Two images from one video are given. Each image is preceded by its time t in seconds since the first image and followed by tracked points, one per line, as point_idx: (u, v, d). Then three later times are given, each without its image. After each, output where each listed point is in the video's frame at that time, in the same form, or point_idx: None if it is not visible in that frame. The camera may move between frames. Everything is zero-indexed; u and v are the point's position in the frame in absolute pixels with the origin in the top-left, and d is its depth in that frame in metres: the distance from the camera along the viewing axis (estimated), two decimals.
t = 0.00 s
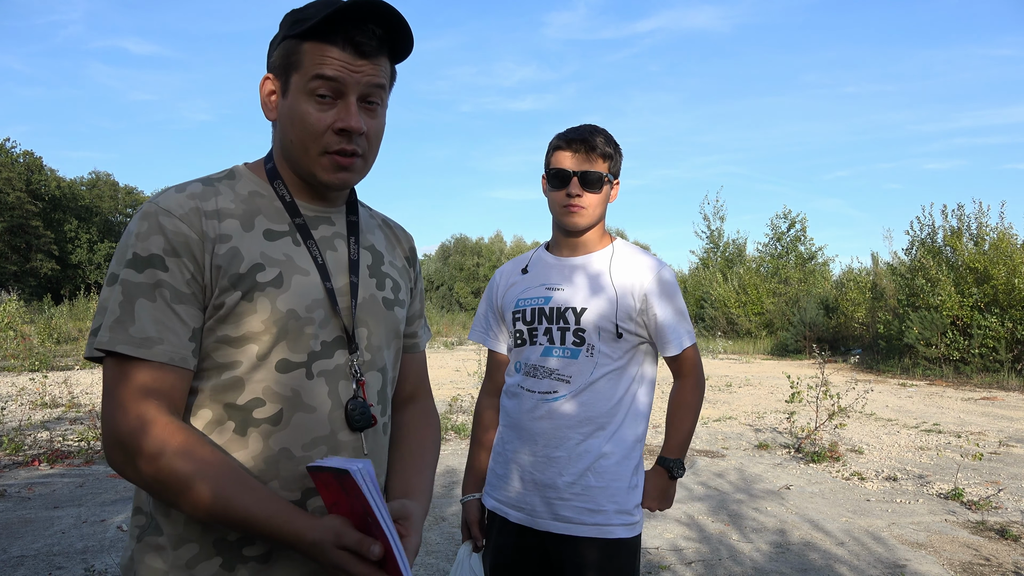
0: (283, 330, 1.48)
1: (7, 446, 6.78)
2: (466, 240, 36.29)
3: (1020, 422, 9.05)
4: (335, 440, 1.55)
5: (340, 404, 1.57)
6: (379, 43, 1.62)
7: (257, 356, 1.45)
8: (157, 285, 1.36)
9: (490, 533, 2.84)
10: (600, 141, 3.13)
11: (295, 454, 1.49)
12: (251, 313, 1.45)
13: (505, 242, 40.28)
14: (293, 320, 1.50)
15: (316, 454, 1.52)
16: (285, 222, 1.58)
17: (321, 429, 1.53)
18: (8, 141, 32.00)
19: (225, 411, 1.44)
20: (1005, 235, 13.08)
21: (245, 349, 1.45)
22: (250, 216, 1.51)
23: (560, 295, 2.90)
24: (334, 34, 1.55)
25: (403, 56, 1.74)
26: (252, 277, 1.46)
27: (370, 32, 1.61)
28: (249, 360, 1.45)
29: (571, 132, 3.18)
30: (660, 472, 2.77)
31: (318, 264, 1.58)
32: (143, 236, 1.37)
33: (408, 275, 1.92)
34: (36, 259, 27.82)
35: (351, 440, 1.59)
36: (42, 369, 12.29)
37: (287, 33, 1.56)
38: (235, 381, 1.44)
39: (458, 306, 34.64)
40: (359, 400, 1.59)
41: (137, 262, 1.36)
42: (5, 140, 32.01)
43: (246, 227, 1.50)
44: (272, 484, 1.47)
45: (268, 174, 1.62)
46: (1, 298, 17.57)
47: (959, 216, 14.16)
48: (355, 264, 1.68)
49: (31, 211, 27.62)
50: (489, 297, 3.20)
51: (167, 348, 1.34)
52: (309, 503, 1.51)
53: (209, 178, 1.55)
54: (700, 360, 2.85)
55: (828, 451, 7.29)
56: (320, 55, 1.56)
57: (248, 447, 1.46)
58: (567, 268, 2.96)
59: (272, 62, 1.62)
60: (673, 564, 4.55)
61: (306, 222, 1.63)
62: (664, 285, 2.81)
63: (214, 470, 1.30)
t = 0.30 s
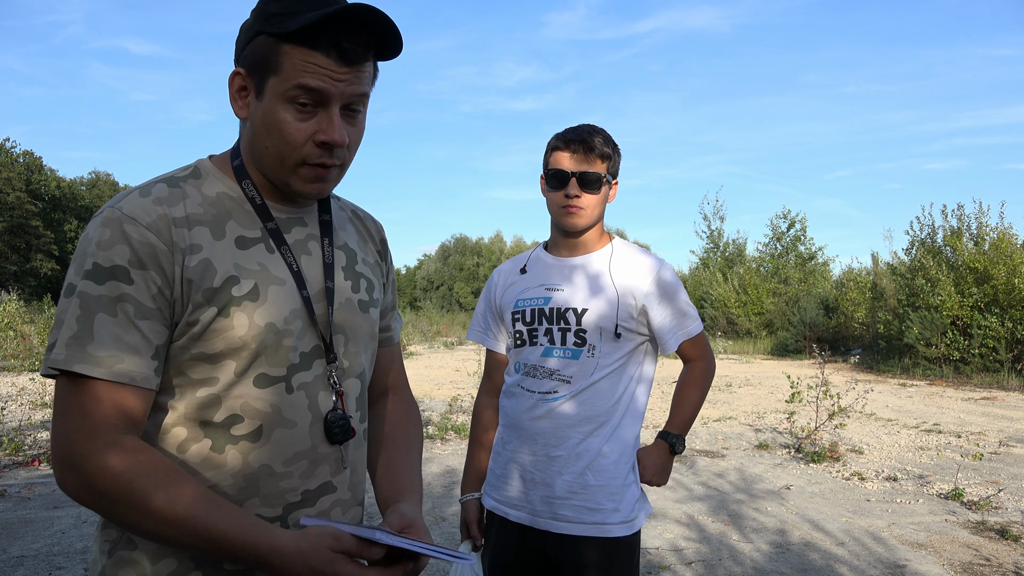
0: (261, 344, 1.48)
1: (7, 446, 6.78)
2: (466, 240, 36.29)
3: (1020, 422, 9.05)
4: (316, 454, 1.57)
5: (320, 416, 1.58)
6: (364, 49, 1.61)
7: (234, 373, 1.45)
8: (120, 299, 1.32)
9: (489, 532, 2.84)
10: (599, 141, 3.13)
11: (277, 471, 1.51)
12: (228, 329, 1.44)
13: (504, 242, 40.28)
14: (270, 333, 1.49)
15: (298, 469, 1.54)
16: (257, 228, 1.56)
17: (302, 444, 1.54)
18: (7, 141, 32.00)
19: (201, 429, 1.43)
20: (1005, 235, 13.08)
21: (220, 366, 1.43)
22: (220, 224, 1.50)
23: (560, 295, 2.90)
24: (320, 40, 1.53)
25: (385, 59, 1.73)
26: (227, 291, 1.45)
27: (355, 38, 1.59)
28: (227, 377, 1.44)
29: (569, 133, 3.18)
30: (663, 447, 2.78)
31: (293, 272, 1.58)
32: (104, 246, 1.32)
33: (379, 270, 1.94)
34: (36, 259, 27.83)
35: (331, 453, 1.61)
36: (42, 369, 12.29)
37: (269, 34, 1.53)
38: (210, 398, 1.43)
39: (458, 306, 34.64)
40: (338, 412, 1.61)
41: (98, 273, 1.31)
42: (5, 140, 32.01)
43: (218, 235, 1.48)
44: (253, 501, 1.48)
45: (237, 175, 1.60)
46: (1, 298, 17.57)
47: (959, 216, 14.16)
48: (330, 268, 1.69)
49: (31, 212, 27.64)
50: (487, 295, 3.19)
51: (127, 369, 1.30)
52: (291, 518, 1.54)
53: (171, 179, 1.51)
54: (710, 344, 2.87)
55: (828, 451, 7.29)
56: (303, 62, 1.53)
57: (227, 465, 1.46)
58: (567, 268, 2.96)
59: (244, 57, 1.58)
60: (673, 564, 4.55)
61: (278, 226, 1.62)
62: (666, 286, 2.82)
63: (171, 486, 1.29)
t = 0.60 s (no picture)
0: (244, 342, 1.48)
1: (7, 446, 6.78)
2: (466, 240, 36.29)
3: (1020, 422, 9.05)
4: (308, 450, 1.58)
5: (309, 411, 1.59)
6: (363, 58, 1.62)
7: (218, 373, 1.45)
8: (77, 299, 1.30)
9: (489, 532, 2.84)
10: (600, 142, 3.13)
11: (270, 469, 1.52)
12: (206, 328, 1.44)
13: (504, 242, 40.30)
14: (252, 330, 1.49)
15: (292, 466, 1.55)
16: (231, 224, 1.56)
17: (294, 440, 1.55)
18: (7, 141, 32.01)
19: (188, 432, 1.43)
20: (1005, 235, 13.09)
21: (200, 366, 1.43)
22: (191, 220, 1.49)
23: (559, 295, 2.90)
24: (324, 47, 1.53)
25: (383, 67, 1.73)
26: (203, 289, 1.45)
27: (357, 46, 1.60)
28: (211, 377, 1.44)
29: (570, 133, 3.19)
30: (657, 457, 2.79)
31: (270, 267, 1.58)
32: (65, 245, 1.31)
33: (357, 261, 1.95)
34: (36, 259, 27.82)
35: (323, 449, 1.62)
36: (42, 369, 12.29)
37: (271, 32, 1.51)
38: (192, 399, 1.43)
39: (458, 306, 34.64)
40: (327, 406, 1.61)
41: (57, 273, 1.29)
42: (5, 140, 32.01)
43: (189, 232, 1.48)
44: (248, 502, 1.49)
45: (209, 169, 1.59)
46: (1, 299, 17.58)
47: (959, 216, 14.17)
48: (308, 262, 1.70)
49: (31, 212, 27.65)
50: (486, 294, 3.19)
51: (83, 372, 1.29)
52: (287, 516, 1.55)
53: (138, 176, 1.50)
54: (706, 352, 2.88)
55: (828, 451, 7.29)
56: (302, 66, 1.52)
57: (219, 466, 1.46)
58: (566, 268, 2.96)
59: (237, 48, 1.54)
60: (673, 564, 4.55)
61: (253, 221, 1.63)
62: (666, 288, 2.83)
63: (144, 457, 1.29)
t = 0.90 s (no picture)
0: (239, 344, 1.47)
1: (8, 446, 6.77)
2: (466, 240, 36.29)
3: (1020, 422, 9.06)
4: (307, 450, 1.58)
5: (306, 411, 1.59)
6: (337, 32, 1.59)
7: (214, 376, 1.44)
8: (75, 307, 1.29)
9: (489, 533, 2.84)
10: (600, 142, 3.13)
11: (269, 470, 1.52)
12: (202, 332, 1.43)
13: (504, 242, 40.31)
14: (248, 332, 1.49)
15: (291, 466, 1.55)
16: (224, 225, 1.55)
17: (292, 441, 1.55)
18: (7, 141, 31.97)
19: (186, 437, 1.43)
20: (1005, 235, 13.09)
21: (198, 370, 1.43)
22: (185, 224, 1.48)
23: (560, 294, 2.89)
24: (291, 21, 1.51)
25: (355, 44, 1.72)
26: (199, 293, 1.43)
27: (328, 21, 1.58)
28: (209, 380, 1.44)
29: (570, 133, 3.19)
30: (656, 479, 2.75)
31: (264, 267, 1.57)
32: (61, 254, 1.28)
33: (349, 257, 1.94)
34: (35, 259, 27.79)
35: (321, 449, 1.62)
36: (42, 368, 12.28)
37: (238, 16, 1.51)
38: (190, 404, 1.42)
39: (458, 306, 34.64)
40: (324, 406, 1.61)
41: (52, 282, 1.27)
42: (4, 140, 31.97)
43: (183, 236, 1.46)
44: (248, 503, 1.49)
45: (199, 170, 1.58)
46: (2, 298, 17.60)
47: (959, 216, 14.17)
48: (301, 261, 1.69)
49: (31, 212, 27.64)
50: (486, 293, 3.19)
51: (81, 381, 1.27)
52: (286, 516, 1.55)
53: (129, 179, 1.48)
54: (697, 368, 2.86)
55: (828, 451, 7.29)
56: (273, 46, 1.51)
57: (217, 469, 1.46)
58: (566, 267, 2.96)
59: (209, 42, 1.54)
60: (673, 564, 4.55)
61: (245, 220, 1.61)
62: (665, 287, 2.82)
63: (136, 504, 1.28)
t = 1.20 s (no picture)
0: (253, 332, 1.49)
1: (7, 446, 6.77)
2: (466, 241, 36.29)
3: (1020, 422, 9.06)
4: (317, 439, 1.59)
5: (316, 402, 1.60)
6: (330, 33, 1.56)
7: (228, 362, 1.45)
8: (110, 286, 1.30)
9: (488, 532, 2.84)
10: (594, 142, 3.13)
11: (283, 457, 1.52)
12: (218, 319, 1.45)
13: (504, 241, 40.30)
14: (261, 321, 1.50)
15: (303, 455, 1.55)
16: (239, 218, 1.56)
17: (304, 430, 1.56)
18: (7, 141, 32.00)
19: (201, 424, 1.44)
20: (1005, 235, 13.09)
21: (213, 356, 1.44)
22: (201, 215, 1.50)
23: (561, 294, 2.89)
24: (282, 25, 1.49)
25: (355, 37, 1.69)
26: (215, 281, 1.45)
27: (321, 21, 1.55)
28: (220, 368, 1.45)
29: (564, 134, 3.18)
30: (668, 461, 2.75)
31: (278, 259, 1.58)
32: (88, 238, 1.30)
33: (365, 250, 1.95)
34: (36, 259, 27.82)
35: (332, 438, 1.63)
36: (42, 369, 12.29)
37: (231, 20, 1.50)
38: (207, 390, 1.43)
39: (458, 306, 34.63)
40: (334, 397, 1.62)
41: (85, 263, 1.28)
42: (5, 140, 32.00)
43: (198, 225, 1.48)
44: (262, 490, 1.49)
45: (214, 166, 1.59)
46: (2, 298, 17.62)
47: (959, 216, 14.17)
48: (316, 254, 1.70)
49: (31, 212, 27.65)
50: (488, 294, 3.19)
51: (127, 352, 1.27)
52: (298, 504, 1.54)
53: (149, 172, 1.51)
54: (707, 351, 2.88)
55: (828, 451, 7.29)
56: (266, 50, 1.51)
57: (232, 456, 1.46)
58: (567, 267, 2.96)
59: (212, 48, 1.56)
60: (673, 564, 4.55)
61: (260, 215, 1.62)
62: (666, 287, 2.82)
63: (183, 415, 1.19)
